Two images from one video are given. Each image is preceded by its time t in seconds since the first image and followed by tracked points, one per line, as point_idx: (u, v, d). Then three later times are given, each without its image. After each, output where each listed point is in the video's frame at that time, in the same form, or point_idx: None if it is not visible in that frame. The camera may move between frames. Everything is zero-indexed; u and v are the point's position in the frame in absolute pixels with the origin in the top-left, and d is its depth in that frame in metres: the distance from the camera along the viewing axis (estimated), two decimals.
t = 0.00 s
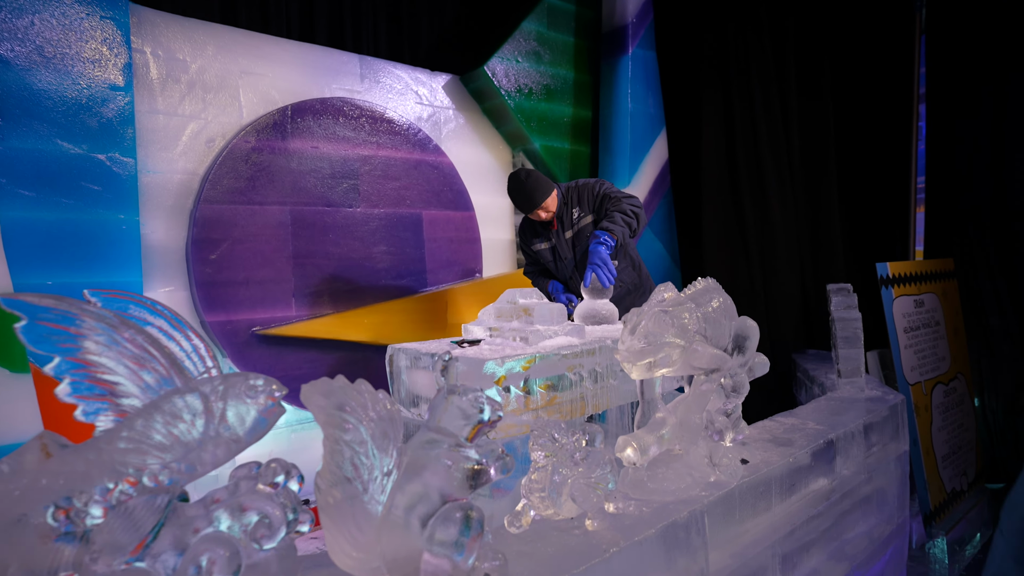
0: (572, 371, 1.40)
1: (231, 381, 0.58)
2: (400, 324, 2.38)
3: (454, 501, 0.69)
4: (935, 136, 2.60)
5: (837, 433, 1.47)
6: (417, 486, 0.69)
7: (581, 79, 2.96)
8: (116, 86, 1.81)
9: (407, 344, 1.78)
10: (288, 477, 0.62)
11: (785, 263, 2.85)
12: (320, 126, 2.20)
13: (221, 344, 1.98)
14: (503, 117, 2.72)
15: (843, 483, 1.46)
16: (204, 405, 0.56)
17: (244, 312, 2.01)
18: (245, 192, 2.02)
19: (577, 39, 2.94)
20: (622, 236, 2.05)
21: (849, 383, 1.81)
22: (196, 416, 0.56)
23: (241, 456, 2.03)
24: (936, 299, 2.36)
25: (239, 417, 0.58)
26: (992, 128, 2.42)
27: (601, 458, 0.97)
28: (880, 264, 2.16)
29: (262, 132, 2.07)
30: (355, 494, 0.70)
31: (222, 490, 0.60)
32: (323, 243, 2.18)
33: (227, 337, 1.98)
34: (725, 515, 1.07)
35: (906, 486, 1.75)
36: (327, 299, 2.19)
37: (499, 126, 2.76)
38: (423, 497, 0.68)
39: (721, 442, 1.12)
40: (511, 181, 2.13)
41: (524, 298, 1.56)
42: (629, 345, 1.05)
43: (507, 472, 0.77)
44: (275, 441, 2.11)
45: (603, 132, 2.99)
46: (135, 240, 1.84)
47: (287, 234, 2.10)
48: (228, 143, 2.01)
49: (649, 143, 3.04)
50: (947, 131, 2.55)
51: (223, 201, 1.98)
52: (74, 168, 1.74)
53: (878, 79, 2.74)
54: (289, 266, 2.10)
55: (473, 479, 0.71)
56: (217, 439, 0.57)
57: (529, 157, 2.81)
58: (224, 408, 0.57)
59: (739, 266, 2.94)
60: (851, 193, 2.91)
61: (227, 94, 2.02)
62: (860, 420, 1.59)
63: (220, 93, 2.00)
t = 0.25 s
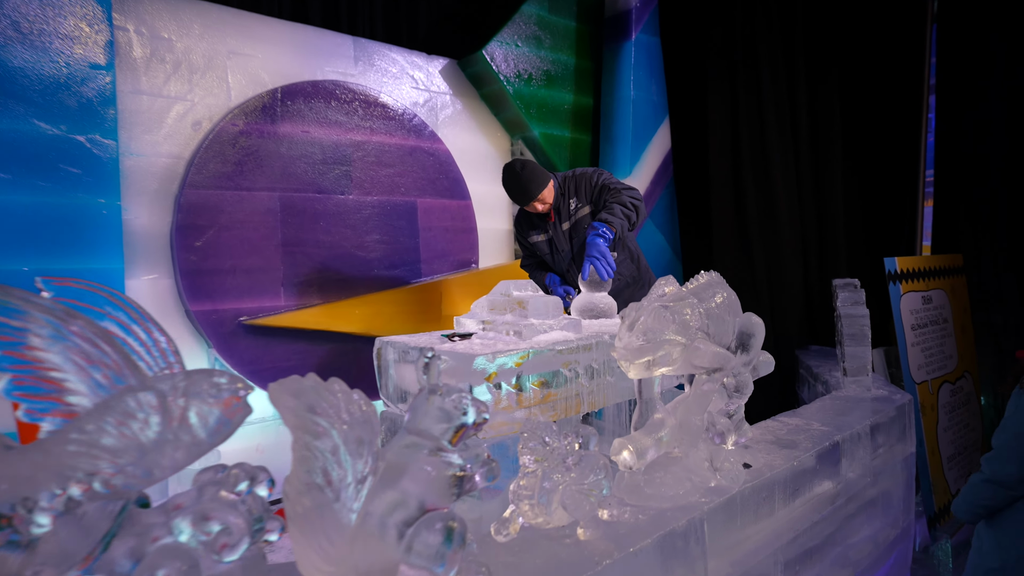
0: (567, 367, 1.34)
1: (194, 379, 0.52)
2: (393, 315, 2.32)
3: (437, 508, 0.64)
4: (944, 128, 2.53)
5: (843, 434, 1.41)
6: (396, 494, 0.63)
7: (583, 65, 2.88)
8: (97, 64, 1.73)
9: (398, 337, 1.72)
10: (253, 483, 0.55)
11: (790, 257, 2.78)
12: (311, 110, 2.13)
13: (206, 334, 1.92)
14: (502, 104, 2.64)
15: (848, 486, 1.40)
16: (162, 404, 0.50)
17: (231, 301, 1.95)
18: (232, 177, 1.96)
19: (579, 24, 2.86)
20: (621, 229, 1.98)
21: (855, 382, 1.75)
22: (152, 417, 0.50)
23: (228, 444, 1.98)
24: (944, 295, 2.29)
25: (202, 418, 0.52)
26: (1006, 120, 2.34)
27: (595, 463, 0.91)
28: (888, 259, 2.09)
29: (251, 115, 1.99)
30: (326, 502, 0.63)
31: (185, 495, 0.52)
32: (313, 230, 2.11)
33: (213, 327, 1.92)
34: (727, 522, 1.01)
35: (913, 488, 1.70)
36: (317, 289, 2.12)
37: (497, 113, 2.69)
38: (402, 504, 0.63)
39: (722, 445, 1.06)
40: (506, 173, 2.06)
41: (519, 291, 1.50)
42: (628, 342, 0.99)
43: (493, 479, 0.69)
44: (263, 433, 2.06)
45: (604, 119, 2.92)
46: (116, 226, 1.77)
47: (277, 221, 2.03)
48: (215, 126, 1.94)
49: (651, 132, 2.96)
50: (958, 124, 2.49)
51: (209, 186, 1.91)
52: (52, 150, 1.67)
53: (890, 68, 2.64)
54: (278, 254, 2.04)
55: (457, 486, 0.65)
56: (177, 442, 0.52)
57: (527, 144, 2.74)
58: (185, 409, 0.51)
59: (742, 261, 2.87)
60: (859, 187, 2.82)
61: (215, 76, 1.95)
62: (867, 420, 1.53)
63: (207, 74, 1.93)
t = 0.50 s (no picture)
0: (558, 375, 1.24)
1: (122, 398, 0.48)
2: (378, 315, 2.21)
3: (404, 547, 0.54)
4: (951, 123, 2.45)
5: (853, 447, 1.31)
6: (355, 530, 0.53)
7: (579, 56, 2.78)
8: (61, 48, 1.64)
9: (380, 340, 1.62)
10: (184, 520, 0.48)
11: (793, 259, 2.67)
12: (292, 99, 2.03)
13: (179, 335, 1.83)
14: (495, 95, 2.54)
15: (858, 502, 1.31)
16: (78, 429, 0.45)
17: (205, 300, 1.85)
18: (207, 169, 1.85)
19: (575, 13, 2.76)
20: (618, 227, 1.89)
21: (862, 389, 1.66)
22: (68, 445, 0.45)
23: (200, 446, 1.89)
24: (952, 296, 2.20)
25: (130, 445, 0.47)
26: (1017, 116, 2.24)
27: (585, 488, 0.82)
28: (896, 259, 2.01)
29: (228, 104, 1.90)
30: (271, 541, 0.52)
31: (113, 532, 0.46)
32: (294, 226, 2.01)
33: (186, 327, 1.83)
34: (731, 551, 0.89)
35: (923, 501, 1.60)
36: (298, 287, 2.02)
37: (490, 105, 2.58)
38: (362, 538, 0.53)
39: (726, 464, 0.99)
40: (497, 169, 1.97)
41: (506, 292, 1.37)
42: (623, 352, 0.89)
43: (469, 511, 0.59)
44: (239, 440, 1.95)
45: (601, 112, 2.81)
46: (80, 220, 1.67)
47: (254, 215, 1.93)
48: (189, 115, 1.83)
49: (649, 126, 2.87)
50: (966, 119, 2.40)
51: (181, 178, 1.81)
52: (12, 139, 1.58)
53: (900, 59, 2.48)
54: (256, 251, 1.93)
55: (430, 521, 0.54)
56: (98, 473, 0.46)
57: (521, 138, 2.62)
58: (112, 436, 0.46)
59: (744, 261, 2.77)
60: (866, 184, 2.67)
61: (189, 62, 1.84)
62: (877, 430, 1.44)
63: (181, 61, 1.83)
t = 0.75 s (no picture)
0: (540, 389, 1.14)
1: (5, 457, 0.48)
2: (356, 322, 2.09)
3: None
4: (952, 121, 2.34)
5: (862, 467, 1.20)
6: None
7: (569, 51, 2.67)
8: (8, 36, 1.52)
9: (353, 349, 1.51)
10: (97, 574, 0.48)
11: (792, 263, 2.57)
12: (263, 92, 1.91)
13: (139, 345, 1.71)
14: (481, 91, 2.43)
15: (869, 526, 1.20)
16: None
17: (167, 307, 1.73)
18: (170, 166, 1.73)
19: (565, 6, 2.66)
20: (608, 229, 1.77)
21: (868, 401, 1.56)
22: None
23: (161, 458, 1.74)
24: (959, 301, 2.10)
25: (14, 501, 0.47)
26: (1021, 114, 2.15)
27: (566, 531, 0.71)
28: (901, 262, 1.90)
29: (194, 97, 1.78)
30: None
31: None
32: (265, 227, 1.89)
33: (146, 336, 1.71)
34: None
35: (934, 520, 1.50)
36: (268, 292, 1.90)
37: (476, 101, 2.47)
38: None
39: (727, 493, 0.87)
40: (481, 166, 1.85)
41: (486, 299, 1.26)
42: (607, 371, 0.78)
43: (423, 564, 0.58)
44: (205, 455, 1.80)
45: (592, 110, 2.71)
46: (29, 221, 1.55)
47: (222, 216, 1.81)
48: (150, 108, 1.71)
49: (643, 124, 2.76)
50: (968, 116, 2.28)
51: (141, 176, 1.69)
52: None
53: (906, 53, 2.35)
54: (223, 254, 1.81)
55: None
56: None
57: (509, 135, 2.52)
58: None
59: (742, 263, 2.69)
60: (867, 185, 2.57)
61: (150, 52, 1.73)
62: (886, 446, 1.33)
63: (141, 51, 1.71)
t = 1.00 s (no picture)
0: (519, 407, 1.06)
1: None
2: (336, 331, 2.01)
3: None
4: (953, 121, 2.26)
5: (865, 488, 1.12)
6: None
7: (558, 51, 2.60)
8: None
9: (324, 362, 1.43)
10: None
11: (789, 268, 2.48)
12: (237, 92, 1.83)
13: (102, 357, 1.62)
14: (467, 91, 2.35)
15: (872, 551, 1.12)
16: None
17: (133, 317, 1.65)
18: (136, 169, 1.65)
19: (555, 5, 2.58)
20: (596, 234, 1.69)
21: (870, 415, 1.48)
22: None
23: (126, 476, 1.65)
24: (962, 308, 2.02)
25: None
26: None
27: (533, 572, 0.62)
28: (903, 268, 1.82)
29: (162, 96, 1.70)
30: None
31: None
32: (238, 232, 1.81)
33: (110, 347, 1.62)
34: None
35: (940, 540, 1.42)
36: (241, 300, 1.81)
37: (462, 102, 2.40)
38: None
39: (716, 524, 0.80)
40: (463, 167, 1.77)
41: (461, 309, 1.19)
42: (583, 391, 0.70)
43: None
44: (173, 472, 1.72)
45: (582, 111, 2.63)
46: None
47: (192, 221, 1.73)
48: (115, 107, 1.63)
49: (635, 126, 2.68)
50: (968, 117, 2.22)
51: (105, 179, 1.61)
52: None
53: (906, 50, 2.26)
54: (193, 261, 1.73)
55: None
56: None
57: (496, 137, 2.47)
58: None
59: (736, 268, 2.59)
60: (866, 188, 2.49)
61: (116, 49, 1.64)
62: (890, 464, 1.25)
63: (106, 47, 1.63)
